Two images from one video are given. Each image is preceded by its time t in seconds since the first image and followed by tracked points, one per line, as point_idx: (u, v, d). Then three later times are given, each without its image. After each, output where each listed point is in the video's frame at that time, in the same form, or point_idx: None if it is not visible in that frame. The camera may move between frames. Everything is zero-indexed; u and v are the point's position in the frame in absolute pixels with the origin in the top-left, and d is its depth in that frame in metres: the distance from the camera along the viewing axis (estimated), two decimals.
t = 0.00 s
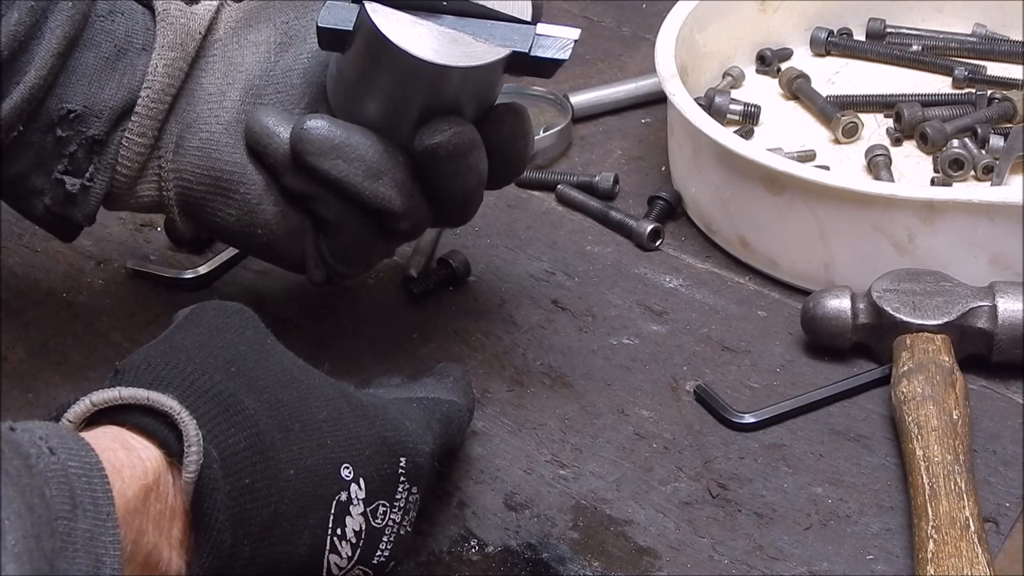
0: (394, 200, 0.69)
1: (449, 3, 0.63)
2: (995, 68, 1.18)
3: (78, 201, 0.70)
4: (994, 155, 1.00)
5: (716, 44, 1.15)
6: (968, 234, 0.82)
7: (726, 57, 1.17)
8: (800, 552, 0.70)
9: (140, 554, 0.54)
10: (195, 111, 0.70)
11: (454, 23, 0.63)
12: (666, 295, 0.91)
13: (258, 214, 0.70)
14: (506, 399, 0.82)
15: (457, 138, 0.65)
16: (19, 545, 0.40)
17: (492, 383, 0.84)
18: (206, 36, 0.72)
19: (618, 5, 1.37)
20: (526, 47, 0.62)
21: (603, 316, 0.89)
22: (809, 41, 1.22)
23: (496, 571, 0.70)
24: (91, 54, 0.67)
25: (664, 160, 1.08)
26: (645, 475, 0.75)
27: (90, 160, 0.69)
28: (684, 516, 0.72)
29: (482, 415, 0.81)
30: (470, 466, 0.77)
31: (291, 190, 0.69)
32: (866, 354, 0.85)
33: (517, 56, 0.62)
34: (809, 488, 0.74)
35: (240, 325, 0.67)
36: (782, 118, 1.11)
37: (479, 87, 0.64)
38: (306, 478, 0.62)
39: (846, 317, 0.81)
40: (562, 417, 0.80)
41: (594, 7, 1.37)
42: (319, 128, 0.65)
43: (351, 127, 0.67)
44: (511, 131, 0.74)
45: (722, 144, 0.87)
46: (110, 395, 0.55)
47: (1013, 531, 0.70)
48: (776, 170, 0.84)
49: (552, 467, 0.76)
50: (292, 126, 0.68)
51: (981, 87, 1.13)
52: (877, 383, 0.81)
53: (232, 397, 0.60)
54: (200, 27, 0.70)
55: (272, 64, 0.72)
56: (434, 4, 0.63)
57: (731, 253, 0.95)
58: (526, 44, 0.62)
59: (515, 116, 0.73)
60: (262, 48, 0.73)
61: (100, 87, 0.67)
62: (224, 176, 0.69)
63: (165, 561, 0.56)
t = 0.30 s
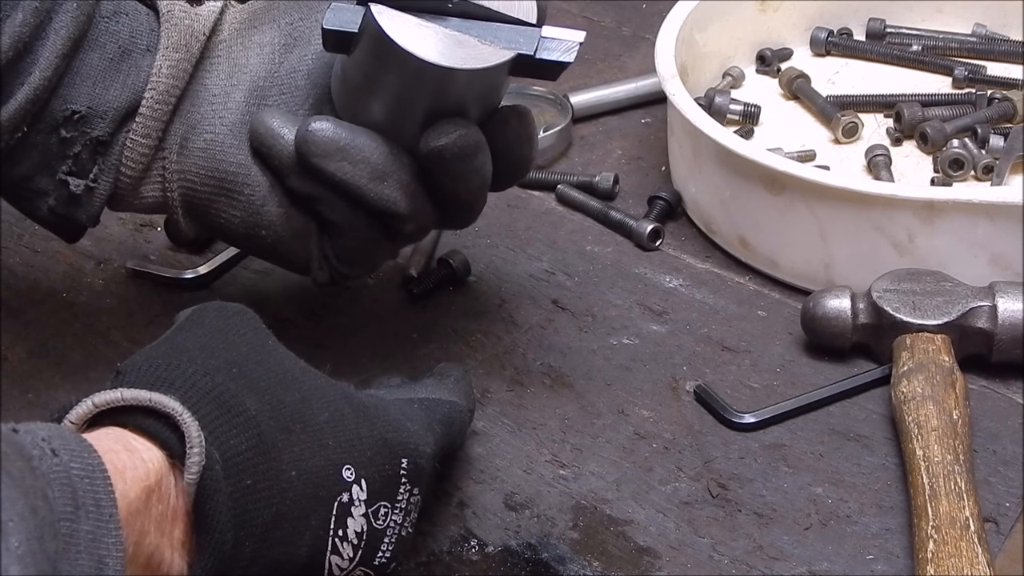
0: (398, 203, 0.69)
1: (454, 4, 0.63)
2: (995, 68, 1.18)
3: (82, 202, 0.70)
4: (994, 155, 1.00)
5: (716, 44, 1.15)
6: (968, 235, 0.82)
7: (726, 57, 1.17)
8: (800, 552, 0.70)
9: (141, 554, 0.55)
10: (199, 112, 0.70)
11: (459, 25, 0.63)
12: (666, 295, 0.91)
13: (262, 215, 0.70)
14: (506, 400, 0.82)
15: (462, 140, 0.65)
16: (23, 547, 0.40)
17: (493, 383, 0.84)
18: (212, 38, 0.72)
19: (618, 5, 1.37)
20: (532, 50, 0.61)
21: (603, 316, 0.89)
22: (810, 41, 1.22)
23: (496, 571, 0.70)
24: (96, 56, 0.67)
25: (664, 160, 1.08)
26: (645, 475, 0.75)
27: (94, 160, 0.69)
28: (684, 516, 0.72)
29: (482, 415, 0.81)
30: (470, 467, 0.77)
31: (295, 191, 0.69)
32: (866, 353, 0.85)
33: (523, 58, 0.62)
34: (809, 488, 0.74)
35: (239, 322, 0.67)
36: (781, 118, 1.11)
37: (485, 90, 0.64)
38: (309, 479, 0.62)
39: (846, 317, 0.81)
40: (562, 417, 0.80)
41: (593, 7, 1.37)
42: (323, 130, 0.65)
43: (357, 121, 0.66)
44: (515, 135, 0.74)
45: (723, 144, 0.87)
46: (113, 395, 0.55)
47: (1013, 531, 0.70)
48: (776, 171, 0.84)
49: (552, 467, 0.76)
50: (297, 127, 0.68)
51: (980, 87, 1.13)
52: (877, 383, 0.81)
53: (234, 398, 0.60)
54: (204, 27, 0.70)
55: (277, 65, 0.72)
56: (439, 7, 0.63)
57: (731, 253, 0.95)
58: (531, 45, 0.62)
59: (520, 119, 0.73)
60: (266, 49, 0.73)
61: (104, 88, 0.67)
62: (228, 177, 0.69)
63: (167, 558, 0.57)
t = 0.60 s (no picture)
0: (397, 211, 0.68)
1: (455, 16, 0.67)
2: (995, 68, 1.18)
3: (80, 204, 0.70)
4: (994, 155, 1.00)
5: (716, 44, 1.15)
6: (968, 235, 0.82)
7: (726, 57, 1.17)
8: (800, 552, 0.69)
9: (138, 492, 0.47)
10: (197, 116, 0.70)
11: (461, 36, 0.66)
12: (666, 295, 0.91)
13: (260, 223, 0.69)
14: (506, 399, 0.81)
15: (462, 151, 0.65)
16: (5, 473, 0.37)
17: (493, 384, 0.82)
18: (210, 41, 0.72)
19: (618, 5, 1.37)
20: (530, 64, 0.64)
21: (603, 316, 0.89)
22: (809, 41, 1.22)
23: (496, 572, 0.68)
24: (95, 58, 0.67)
25: (664, 160, 1.09)
26: (645, 475, 0.75)
27: (92, 163, 0.69)
28: (684, 516, 0.72)
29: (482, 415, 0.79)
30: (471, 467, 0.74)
31: (294, 196, 0.69)
32: (866, 353, 0.85)
33: (522, 70, 0.65)
34: (809, 488, 0.74)
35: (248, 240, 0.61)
36: (781, 118, 1.11)
37: (485, 102, 0.65)
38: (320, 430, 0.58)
39: (846, 317, 0.81)
40: (562, 417, 0.80)
41: (593, 7, 1.37)
42: (322, 137, 0.65)
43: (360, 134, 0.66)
44: (514, 142, 0.73)
45: (722, 144, 0.87)
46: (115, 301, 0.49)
47: (1013, 531, 0.70)
48: (776, 170, 0.84)
49: (552, 467, 0.75)
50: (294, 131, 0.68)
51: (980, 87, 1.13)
52: (876, 384, 0.81)
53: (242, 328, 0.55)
54: (204, 31, 0.71)
55: (276, 69, 0.73)
56: (440, 17, 0.67)
57: (731, 253, 0.95)
58: (531, 58, 0.64)
59: (518, 125, 0.73)
60: (266, 53, 0.73)
61: (103, 92, 0.67)
62: (226, 182, 0.69)
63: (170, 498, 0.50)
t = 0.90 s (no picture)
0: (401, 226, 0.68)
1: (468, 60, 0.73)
2: (995, 68, 1.18)
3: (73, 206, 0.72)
4: (994, 155, 1.00)
5: (716, 44, 1.15)
6: (968, 235, 0.82)
7: (726, 57, 1.17)
8: (800, 552, 0.69)
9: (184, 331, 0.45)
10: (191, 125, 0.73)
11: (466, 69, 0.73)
12: (666, 295, 0.91)
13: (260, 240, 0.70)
14: (506, 400, 0.81)
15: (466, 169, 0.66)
16: (48, 316, 0.35)
17: (493, 384, 0.82)
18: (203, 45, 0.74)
19: (618, 5, 1.37)
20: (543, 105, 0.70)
21: (603, 316, 0.89)
22: (809, 41, 1.22)
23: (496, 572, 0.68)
24: (88, 63, 0.68)
25: (664, 160, 1.09)
26: (645, 474, 0.75)
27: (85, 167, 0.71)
28: (684, 516, 0.72)
29: (481, 415, 0.80)
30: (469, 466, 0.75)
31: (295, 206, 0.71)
32: (866, 353, 0.85)
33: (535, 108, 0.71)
34: (809, 487, 0.74)
35: (284, 96, 0.56)
36: (781, 118, 1.11)
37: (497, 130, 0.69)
38: (361, 301, 0.53)
39: (846, 317, 0.81)
40: (562, 417, 0.79)
41: (593, 7, 1.37)
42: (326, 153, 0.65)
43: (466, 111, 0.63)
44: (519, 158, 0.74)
45: (722, 144, 0.87)
46: (156, 135, 0.48)
47: (1013, 531, 0.70)
48: (776, 170, 0.84)
49: (552, 467, 0.75)
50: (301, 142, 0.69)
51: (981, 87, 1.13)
52: (876, 384, 0.81)
53: (287, 172, 0.51)
54: (195, 36, 0.72)
55: (272, 80, 0.75)
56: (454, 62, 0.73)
57: (731, 253, 0.95)
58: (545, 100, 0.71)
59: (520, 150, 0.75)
60: (262, 64, 0.75)
61: (96, 98, 0.69)
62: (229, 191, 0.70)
63: (223, 346, 0.47)
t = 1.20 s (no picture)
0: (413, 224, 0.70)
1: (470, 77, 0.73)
2: (995, 68, 1.18)
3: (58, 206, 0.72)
4: (994, 155, 1.00)
5: (716, 43, 1.15)
6: (968, 235, 0.82)
7: (726, 57, 1.17)
8: (800, 552, 0.69)
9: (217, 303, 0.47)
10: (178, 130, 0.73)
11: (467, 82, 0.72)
12: (666, 295, 0.91)
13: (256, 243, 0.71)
14: (506, 399, 0.81)
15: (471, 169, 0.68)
16: (74, 289, 0.36)
17: (493, 384, 0.82)
18: (188, 49, 0.73)
19: (618, 5, 1.37)
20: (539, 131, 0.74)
21: (604, 315, 0.89)
22: (809, 41, 1.22)
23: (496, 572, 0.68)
24: (74, 66, 0.68)
25: (664, 160, 1.09)
26: (645, 474, 0.75)
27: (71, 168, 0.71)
28: (684, 516, 0.72)
29: (482, 415, 0.80)
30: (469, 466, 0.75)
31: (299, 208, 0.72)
32: (866, 353, 0.85)
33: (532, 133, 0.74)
34: (809, 487, 0.74)
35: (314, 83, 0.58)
36: (781, 118, 1.11)
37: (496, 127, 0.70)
38: (389, 276, 0.54)
39: (846, 317, 0.81)
40: (562, 417, 0.79)
41: (593, 7, 1.37)
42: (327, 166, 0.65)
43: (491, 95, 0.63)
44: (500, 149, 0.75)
45: (722, 144, 0.87)
46: (187, 113, 0.50)
47: (1013, 531, 0.70)
48: (776, 170, 0.84)
49: (552, 467, 0.75)
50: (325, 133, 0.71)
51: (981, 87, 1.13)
52: (876, 384, 0.81)
53: (318, 152, 0.53)
54: (182, 39, 0.71)
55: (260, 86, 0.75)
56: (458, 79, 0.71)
57: (731, 253, 0.95)
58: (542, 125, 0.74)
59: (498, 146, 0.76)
60: (251, 69, 0.75)
61: (82, 101, 0.69)
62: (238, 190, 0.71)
63: (256, 318, 0.49)
